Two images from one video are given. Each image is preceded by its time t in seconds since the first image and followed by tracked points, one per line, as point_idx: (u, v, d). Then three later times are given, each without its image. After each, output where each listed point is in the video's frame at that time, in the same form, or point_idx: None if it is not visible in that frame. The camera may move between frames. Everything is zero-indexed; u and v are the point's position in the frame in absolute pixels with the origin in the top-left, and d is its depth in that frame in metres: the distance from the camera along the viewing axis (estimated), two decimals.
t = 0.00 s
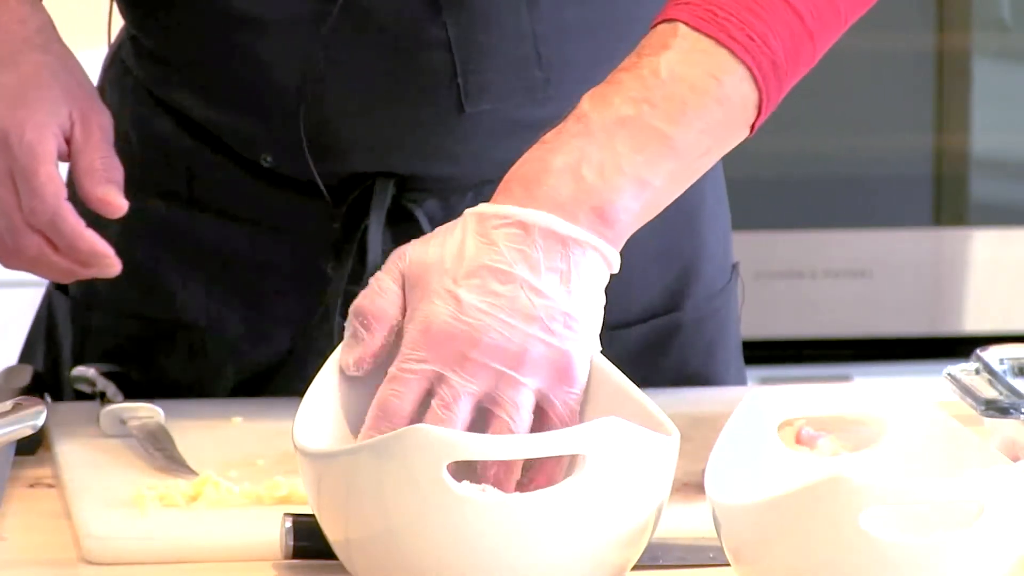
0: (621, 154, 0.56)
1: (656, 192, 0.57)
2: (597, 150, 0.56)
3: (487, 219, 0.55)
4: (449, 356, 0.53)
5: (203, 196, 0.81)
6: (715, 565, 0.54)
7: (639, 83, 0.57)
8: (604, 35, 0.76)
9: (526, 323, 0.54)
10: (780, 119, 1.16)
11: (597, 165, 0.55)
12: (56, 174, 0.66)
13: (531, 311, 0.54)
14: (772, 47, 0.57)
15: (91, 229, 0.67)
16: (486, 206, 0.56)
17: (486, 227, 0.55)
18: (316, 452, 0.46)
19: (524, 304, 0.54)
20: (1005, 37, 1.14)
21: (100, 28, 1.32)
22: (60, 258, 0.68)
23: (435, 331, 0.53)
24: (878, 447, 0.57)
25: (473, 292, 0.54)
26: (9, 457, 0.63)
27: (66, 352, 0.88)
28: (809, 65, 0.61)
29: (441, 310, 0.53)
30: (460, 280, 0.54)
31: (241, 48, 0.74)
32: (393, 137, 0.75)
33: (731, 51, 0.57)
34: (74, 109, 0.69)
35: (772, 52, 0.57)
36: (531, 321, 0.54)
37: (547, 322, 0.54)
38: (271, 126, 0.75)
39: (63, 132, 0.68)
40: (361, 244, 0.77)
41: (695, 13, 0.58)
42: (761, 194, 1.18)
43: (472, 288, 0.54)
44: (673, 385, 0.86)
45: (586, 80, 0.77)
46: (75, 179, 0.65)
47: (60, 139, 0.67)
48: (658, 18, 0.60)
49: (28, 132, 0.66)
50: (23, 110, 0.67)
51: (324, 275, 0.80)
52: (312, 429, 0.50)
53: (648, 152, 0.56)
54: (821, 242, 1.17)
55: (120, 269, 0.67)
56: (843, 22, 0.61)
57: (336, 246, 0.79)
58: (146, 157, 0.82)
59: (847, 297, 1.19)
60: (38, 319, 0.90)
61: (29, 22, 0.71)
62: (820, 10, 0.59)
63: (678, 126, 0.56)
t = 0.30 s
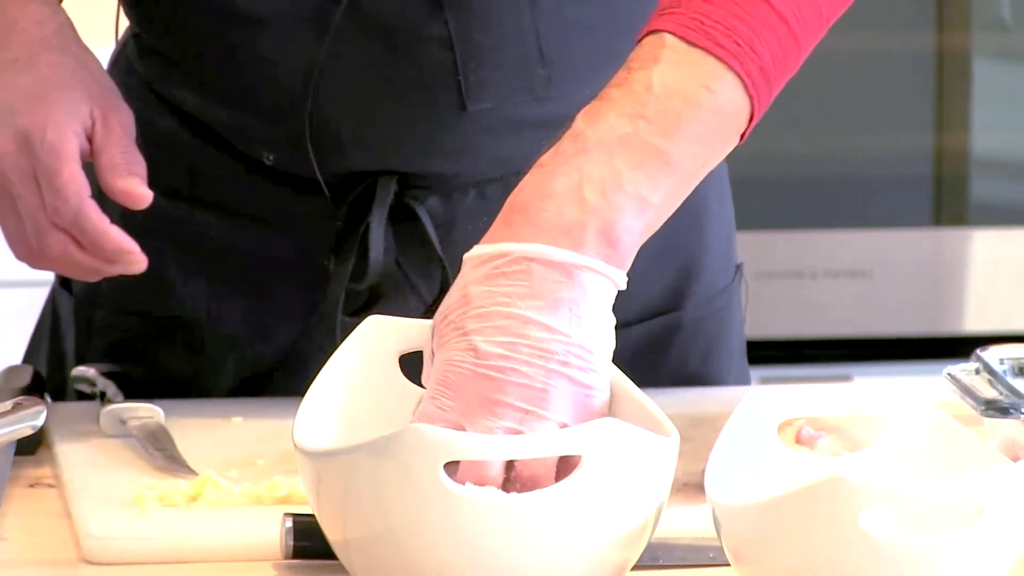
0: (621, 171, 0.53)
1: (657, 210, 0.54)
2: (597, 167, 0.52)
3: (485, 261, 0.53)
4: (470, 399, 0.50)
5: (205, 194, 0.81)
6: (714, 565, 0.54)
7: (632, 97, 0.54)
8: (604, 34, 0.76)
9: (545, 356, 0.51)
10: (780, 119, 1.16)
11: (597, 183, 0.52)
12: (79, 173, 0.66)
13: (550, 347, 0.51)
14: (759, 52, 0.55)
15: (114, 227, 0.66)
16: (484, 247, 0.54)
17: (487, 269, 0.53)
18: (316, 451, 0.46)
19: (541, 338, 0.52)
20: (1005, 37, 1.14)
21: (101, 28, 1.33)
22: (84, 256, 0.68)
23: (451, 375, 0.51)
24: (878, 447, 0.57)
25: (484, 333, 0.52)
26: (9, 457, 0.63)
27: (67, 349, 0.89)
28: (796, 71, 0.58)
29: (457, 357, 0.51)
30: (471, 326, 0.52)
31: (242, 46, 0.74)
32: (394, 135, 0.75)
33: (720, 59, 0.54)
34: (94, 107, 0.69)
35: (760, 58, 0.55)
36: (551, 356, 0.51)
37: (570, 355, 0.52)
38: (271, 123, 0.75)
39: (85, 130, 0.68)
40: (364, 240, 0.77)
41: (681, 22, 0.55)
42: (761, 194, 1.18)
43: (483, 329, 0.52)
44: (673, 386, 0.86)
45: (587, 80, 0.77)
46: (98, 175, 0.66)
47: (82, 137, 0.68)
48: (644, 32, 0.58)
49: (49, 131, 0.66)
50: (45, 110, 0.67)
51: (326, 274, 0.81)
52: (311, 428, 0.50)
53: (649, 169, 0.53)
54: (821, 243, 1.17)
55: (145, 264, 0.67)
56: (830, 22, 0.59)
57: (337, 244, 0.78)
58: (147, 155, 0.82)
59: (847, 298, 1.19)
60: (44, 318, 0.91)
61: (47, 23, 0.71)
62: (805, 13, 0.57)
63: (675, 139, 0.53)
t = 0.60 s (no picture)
0: (625, 174, 0.53)
1: (664, 209, 0.54)
2: (600, 172, 0.53)
3: (493, 266, 0.53)
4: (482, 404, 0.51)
5: (205, 194, 0.81)
6: (715, 565, 0.54)
7: (634, 97, 0.54)
8: (603, 34, 0.76)
9: (553, 360, 0.51)
10: (780, 119, 1.16)
11: (600, 188, 0.53)
12: (40, 176, 0.66)
13: (557, 350, 0.52)
14: (762, 41, 0.55)
15: (75, 232, 0.66)
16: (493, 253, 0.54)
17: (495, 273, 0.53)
18: (315, 451, 0.46)
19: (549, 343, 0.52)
20: (1005, 37, 1.14)
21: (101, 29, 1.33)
22: (45, 260, 0.67)
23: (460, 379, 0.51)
24: (879, 446, 0.57)
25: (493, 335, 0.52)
26: (9, 457, 0.63)
27: (69, 346, 0.90)
28: (806, 57, 0.58)
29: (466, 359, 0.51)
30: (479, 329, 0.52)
31: (242, 45, 0.74)
32: (395, 135, 0.75)
33: (723, 51, 0.54)
34: (63, 113, 0.70)
35: (763, 46, 0.55)
36: (559, 362, 0.51)
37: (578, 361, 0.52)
38: (271, 123, 0.75)
39: (52, 136, 0.69)
40: (364, 239, 0.77)
41: (682, 16, 0.55)
42: (761, 194, 1.18)
43: (492, 332, 0.52)
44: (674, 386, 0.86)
45: (586, 79, 0.77)
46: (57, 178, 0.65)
47: (47, 141, 0.68)
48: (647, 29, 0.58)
49: (13, 134, 0.67)
50: (11, 115, 0.68)
51: (326, 275, 0.80)
52: (311, 428, 0.50)
53: (655, 169, 0.53)
54: (821, 243, 1.17)
55: (107, 271, 0.66)
56: (836, 6, 0.58)
57: (336, 242, 0.79)
58: (148, 155, 0.82)
59: (847, 298, 1.19)
60: (47, 315, 0.92)
61: (24, 28, 0.73)
62: None
63: (679, 137, 0.53)
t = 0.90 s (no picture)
0: (688, 180, 0.56)
1: (706, 212, 0.58)
2: (670, 178, 0.56)
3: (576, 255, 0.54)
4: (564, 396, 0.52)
5: (205, 195, 0.81)
6: (715, 564, 0.54)
7: (696, 99, 0.56)
8: (603, 34, 0.76)
9: (622, 360, 0.54)
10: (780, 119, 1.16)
11: (671, 195, 0.56)
12: (23, 177, 0.66)
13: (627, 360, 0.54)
14: (793, 43, 0.59)
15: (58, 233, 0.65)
16: (566, 241, 0.54)
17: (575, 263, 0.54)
18: (315, 451, 0.46)
19: (620, 341, 0.54)
20: (1005, 37, 1.14)
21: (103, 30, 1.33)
22: (29, 261, 0.67)
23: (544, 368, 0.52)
24: (878, 446, 0.57)
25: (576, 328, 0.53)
26: (9, 457, 0.63)
27: (69, 343, 0.90)
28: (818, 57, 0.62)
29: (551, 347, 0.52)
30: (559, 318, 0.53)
31: (242, 46, 0.73)
32: (395, 136, 0.75)
33: (763, 54, 0.58)
34: (47, 114, 0.69)
35: (793, 49, 0.59)
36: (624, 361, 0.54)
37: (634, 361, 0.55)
38: (271, 125, 0.75)
39: (36, 137, 0.68)
40: (365, 240, 0.77)
41: (722, 16, 0.58)
42: (761, 194, 1.18)
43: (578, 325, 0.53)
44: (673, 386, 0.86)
45: (586, 80, 0.77)
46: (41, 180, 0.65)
47: (31, 143, 0.68)
48: (680, 21, 0.60)
49: None
50: None
51: (326, 275, 0.81)
52: (313, 428, 0.50)
53: (709, 175, 0.57)
54: (820, 243, 1.17)
55: (92, 272, 0.66)
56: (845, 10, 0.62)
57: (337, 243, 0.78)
58: (149, 155, 0.82)
59: (847, 298, 1.19)
60: (47, 314, 0.92)
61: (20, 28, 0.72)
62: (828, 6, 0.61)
63: (729, 144, 0.57)
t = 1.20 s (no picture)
0: (697, 146, 0.57)
1: (720, 180, 0.59)
2: (680, 142, 0.57)
3: (590, 213, 0.55)
4: (590, 342, 0.51)
5: (204, 197, 0.81)
6: (715, 564, 0.54)
7: (699, 68, 0.59)
8: (602, 36, 0.76)
9: (642, 317, 0.54)
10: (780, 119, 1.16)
11: (682, 160, 0.57)
12: (15, 186, 0.66)
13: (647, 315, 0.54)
14: (797, 20, 0.61)
15: (49, 241, 0.66)
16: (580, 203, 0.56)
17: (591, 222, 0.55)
18: (315, 451, 0.46)
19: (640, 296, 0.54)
20: (1005, 37, 1.14)
21: (100, 28, 1.32)
22: (18, 269, 0.67)
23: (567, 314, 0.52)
24: (878, 445, 0.57)
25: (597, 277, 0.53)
26: (9, 457, 0.63)
27: (67, 347, 0.89)
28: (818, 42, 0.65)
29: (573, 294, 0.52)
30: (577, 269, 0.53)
31: (241, 48, 0.73)
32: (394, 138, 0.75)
33: (768, 27, 0.60)
34: (38, 123, 0.69)
35: (798, 25, 0.61)
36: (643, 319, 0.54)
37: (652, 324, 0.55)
38: (270, 128, 0.75)
39: (27, 145, 0.68)
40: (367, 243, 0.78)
41: None
42: (761, 193, 1.18)
43: (599, 274, 0.53)
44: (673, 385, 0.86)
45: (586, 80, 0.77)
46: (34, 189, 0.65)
47: (23, 152, 0.68)
48: None
49: None
50: None
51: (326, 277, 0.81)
52: (313, 428, 0.50)
53: (721, 142, 0.58)
54: (820, 243, 1.17)
55: (83, 281, 0.67)
56: None
57: (339, 246, 0.79)
58: (148, 157, 0.82)
59: (848, 298, 1.19)
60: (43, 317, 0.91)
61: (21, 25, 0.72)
62: None
63: (737, 112, 0.59)
